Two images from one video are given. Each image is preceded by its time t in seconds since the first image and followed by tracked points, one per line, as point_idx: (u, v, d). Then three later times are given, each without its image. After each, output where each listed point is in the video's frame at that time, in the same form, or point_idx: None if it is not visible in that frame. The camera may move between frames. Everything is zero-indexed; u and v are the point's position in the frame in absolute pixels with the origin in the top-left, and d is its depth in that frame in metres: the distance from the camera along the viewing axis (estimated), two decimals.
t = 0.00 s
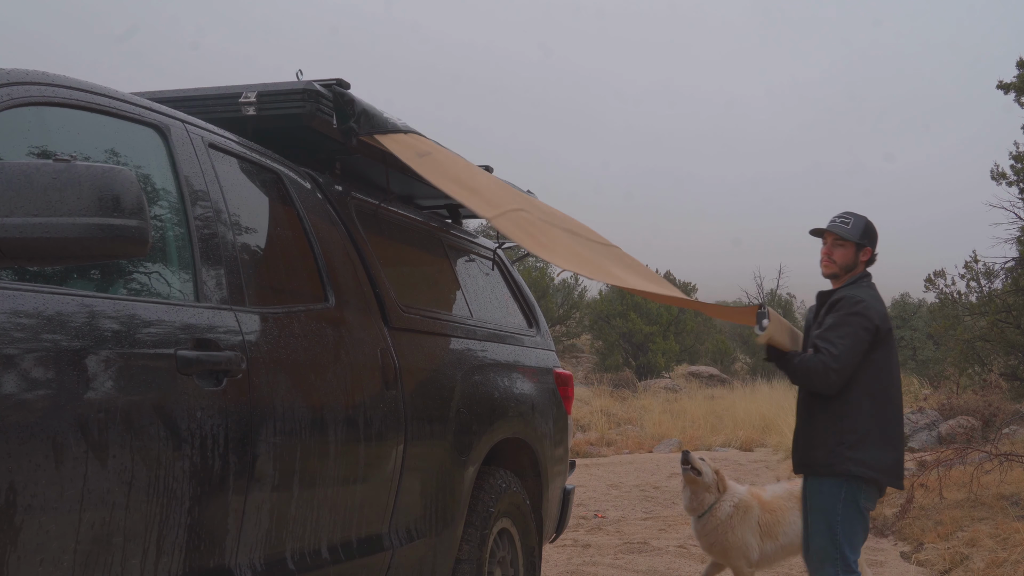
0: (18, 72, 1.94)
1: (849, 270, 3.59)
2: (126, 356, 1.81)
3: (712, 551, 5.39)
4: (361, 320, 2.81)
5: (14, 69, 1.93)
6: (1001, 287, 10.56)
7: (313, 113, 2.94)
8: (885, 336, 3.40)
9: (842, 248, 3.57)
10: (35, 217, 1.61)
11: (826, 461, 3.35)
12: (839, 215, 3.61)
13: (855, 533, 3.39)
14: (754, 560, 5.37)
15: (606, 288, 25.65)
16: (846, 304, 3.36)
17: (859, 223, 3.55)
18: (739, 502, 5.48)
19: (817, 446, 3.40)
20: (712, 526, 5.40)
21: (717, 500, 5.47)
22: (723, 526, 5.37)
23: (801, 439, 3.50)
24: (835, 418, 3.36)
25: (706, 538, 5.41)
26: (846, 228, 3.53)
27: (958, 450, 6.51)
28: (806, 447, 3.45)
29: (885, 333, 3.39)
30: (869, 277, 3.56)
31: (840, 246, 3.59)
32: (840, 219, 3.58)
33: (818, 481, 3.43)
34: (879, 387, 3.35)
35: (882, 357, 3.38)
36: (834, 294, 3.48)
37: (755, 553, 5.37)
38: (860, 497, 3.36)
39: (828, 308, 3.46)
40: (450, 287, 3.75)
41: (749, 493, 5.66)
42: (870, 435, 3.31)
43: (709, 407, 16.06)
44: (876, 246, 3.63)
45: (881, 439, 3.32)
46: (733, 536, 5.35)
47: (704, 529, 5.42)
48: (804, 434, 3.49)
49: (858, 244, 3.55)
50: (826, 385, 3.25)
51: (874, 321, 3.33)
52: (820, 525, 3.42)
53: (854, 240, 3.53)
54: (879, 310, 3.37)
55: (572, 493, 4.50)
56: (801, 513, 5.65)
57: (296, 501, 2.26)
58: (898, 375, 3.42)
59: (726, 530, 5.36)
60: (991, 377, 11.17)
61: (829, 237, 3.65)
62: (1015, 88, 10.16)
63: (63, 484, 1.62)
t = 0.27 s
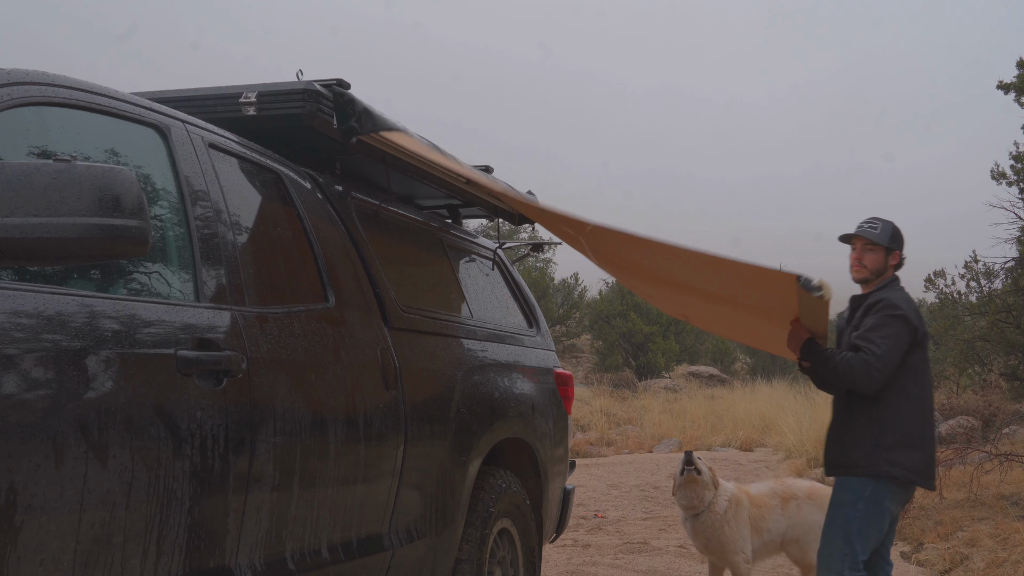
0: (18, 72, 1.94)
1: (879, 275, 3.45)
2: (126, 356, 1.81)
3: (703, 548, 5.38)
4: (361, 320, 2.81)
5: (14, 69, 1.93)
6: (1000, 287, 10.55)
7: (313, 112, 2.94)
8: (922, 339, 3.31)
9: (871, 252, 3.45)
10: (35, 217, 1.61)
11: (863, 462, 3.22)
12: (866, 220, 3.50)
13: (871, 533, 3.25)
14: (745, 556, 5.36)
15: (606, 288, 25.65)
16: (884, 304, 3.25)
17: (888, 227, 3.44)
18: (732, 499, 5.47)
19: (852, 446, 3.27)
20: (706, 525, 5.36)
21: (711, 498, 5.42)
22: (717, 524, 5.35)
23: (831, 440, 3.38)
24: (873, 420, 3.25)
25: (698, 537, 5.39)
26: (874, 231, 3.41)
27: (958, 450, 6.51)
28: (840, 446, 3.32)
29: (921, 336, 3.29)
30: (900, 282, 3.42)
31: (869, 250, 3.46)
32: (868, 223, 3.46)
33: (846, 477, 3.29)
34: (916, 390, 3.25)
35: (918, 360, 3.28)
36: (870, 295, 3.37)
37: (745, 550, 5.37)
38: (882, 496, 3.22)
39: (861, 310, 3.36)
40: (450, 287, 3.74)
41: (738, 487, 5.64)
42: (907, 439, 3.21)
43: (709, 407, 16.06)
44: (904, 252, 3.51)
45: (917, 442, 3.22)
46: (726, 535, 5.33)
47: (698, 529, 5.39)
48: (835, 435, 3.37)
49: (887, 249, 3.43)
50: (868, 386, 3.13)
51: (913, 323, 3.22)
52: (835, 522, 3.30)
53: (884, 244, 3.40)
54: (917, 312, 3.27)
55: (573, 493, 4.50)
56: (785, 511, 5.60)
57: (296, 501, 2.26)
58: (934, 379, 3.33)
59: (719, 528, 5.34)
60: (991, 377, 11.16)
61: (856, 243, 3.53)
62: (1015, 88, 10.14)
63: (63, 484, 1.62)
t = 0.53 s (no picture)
0: (18, 72, 1.94)
1: (916, 275, 3.39)
2: (126, 356, 1.81)
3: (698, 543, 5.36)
4: (361, 320, 2.81)
5: (14, 69, 1.93)
6: (1000, 287, 10.55)
7: (313, 112, 2.94)
8: (957, 342, 3.26)
9: (910, 252, 3.38)
10: (35, 218, 1.61)
11: (891, 461, 3.18)
12: (907, 218, 3.42)
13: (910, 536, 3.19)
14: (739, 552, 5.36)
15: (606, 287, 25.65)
16: (920, 303, 3.22)
17: (928, 227, 3.36)
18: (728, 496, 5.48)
19: (881, 445, 3.24)
20: (706, 522, 5.34)
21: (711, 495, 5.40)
22: (715, 521, 5.33)
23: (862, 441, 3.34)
24: (902, 420, 3.21)
25: (695, 532, 5.36)
26: (914, 231, 3.34)
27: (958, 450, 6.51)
28: (869, 446, 3.29)
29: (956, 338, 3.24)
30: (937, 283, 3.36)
31: (908, 249, 3.39)
32: (908, 222, 3.39)
33: (878, 479, 3.23)
34: (944, 389, 3.21)
35: (951, 363, 3.23)
36: (907, 294, 3.34)
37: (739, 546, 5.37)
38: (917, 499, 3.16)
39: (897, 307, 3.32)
40: (451, 288, 3.74)
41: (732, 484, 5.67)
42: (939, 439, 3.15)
43: (709, 407, 16.05)
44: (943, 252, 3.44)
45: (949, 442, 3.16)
46: (723, 531, 5.33)
47: (697, 526, 5.36)
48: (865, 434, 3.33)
49: (927, 249, 3.36)
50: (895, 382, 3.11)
51: (947, 324, 3.18)
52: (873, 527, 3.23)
53: (924, 244, 3.34)
54: (953, 313, 3.23)
55: (572, 493, 4.50)
56: (775, 506, 5.62)
57: (296, 501, 2.26)
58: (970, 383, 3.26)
59: (717, 524, 5.33)
60: (991, 377, 11.17)
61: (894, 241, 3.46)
62: (1015, 88, 10.14)
63: (63, 485, 1.62)
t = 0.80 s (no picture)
0: (18, 72, 1.94)
1: (954, 273, 3.39)
2: (125, 356, 1.81)
3: (717, 546, 5.29)
4: (361, 320, 2.81)
5: (14, 69, 1.93)
6: (1000, 287, 10.54)
7: (313, 112, 2.94)
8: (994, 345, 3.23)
9: (948, 249, 3.38)
10: (35, 217, 1.61)
11: (930, 461, 3.18)
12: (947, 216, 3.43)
13: (959, 540, 3.18)
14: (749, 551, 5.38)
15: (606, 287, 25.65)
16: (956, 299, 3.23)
17: (968, 226, 3.35)
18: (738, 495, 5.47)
19: (918, 445, 3.25)
20: (727, 527, 5.29)
21: (728, 500, 5.36)
22: (735, 525, 5.30)
23: (903, 441, 3.34)
24: (935, 416, 3.21)
25: (716, 536, 5.28)
26: (953, 228, 3.34)
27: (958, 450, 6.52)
28: (909, 448, 3.29)
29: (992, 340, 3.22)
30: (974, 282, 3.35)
31: (946, 247, 3.39)
32: (948, 220, 3.39)
33: (922, 483, 3.23)
34: (976, 386, 3.20)
35: (985, 364, 3.21)
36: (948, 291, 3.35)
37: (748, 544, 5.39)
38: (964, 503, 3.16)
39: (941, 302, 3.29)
40: (451, 288, 3.75)
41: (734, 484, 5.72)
42: (972, 437, 3.14)
43: (709, 407, 16.05)
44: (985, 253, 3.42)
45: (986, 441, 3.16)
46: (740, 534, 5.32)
47: (719, 531, 5.28)
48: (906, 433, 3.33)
49: (964, 247, 3.35)
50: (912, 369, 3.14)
51: (981, 322, 3.17)
52: (923, 531, 3.22)
53: (961, 243, 3.33)
54: (991, 314, 3.21)
55: (572, 493, 4.50)
56: (771, 503, 5.74)
57: (296, 501, 2.26)
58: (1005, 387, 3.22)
59: (736, 527, 5.30)
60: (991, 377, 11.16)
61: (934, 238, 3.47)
62: (1015, 87, 10.15)
63: (63, 484, 1.62)
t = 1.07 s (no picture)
0: (18, 72, 1.94)
1: (967, 270, 3.44)
2: (125, 356, 1.81)
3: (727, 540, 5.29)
4: (361, 320, 2.81)
5: (14, 69, 1.93)
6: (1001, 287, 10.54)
7: (313, 112, 2.94)
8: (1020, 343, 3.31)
9: (960, 247, 3.45)
10: (34, 217, 1.61)
11: (954, 463, 3.22)
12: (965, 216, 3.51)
13: (976, 540, 3.23)
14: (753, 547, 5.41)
15: (606, 287, 25.64)
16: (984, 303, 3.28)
17: (983, 224, 3.41)
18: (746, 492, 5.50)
19: (941, 445, 3.28)
20: (738, 523, 5.31)
21: (738, 495, 5.38)
22: (745, 521, 5.33)
23: (923, 441, 3.37)
24: (963, 419, 3.24)
25: (727, 531, 5.29)
26: (965, 225, 3.42)
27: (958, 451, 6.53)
28: (930, 447, 3.32)
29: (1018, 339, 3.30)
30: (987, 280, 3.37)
31: (959, 244, 3.47)
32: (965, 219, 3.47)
33: (941, 483, 3.28)
34: (1008, 392, 3.25)
35: (1014, 363, 3.28)
36: (968, 293, 3.41)
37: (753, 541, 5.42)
38: (983, 504, 3.22)
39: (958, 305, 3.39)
40: (451, 288, 3.75)
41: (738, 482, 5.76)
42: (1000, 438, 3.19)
43: (709, 407, 16.04)
44: (1006, 254, 3.43)
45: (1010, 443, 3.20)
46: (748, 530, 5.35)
47: (731, 526, 5.29)
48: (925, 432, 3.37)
49: (976, 244, 3.41)
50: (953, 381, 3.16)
51: (1010, 323, 3.24)
52: (942, 530, 3.26)
53: (972, 239, 3.40)
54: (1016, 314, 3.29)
55: (572, 493, 4.50)
56: (769, 502, 5.76)
57: (296, 501, 2.26)
58: None
59: (746, 523, 5.32)
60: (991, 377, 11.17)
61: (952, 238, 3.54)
62: (1015, 88, 10.16)
63: (63, 484, 1.62)
